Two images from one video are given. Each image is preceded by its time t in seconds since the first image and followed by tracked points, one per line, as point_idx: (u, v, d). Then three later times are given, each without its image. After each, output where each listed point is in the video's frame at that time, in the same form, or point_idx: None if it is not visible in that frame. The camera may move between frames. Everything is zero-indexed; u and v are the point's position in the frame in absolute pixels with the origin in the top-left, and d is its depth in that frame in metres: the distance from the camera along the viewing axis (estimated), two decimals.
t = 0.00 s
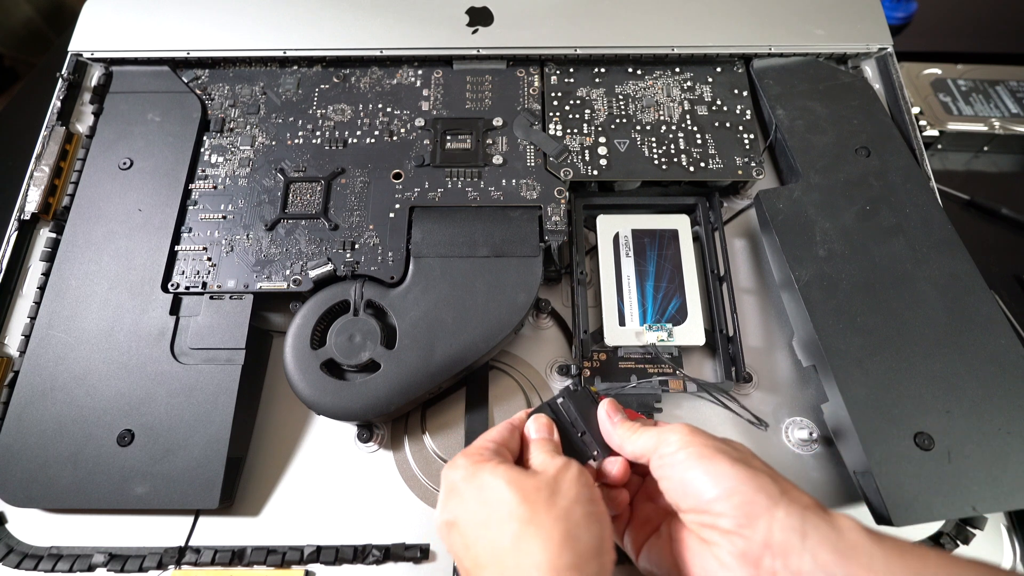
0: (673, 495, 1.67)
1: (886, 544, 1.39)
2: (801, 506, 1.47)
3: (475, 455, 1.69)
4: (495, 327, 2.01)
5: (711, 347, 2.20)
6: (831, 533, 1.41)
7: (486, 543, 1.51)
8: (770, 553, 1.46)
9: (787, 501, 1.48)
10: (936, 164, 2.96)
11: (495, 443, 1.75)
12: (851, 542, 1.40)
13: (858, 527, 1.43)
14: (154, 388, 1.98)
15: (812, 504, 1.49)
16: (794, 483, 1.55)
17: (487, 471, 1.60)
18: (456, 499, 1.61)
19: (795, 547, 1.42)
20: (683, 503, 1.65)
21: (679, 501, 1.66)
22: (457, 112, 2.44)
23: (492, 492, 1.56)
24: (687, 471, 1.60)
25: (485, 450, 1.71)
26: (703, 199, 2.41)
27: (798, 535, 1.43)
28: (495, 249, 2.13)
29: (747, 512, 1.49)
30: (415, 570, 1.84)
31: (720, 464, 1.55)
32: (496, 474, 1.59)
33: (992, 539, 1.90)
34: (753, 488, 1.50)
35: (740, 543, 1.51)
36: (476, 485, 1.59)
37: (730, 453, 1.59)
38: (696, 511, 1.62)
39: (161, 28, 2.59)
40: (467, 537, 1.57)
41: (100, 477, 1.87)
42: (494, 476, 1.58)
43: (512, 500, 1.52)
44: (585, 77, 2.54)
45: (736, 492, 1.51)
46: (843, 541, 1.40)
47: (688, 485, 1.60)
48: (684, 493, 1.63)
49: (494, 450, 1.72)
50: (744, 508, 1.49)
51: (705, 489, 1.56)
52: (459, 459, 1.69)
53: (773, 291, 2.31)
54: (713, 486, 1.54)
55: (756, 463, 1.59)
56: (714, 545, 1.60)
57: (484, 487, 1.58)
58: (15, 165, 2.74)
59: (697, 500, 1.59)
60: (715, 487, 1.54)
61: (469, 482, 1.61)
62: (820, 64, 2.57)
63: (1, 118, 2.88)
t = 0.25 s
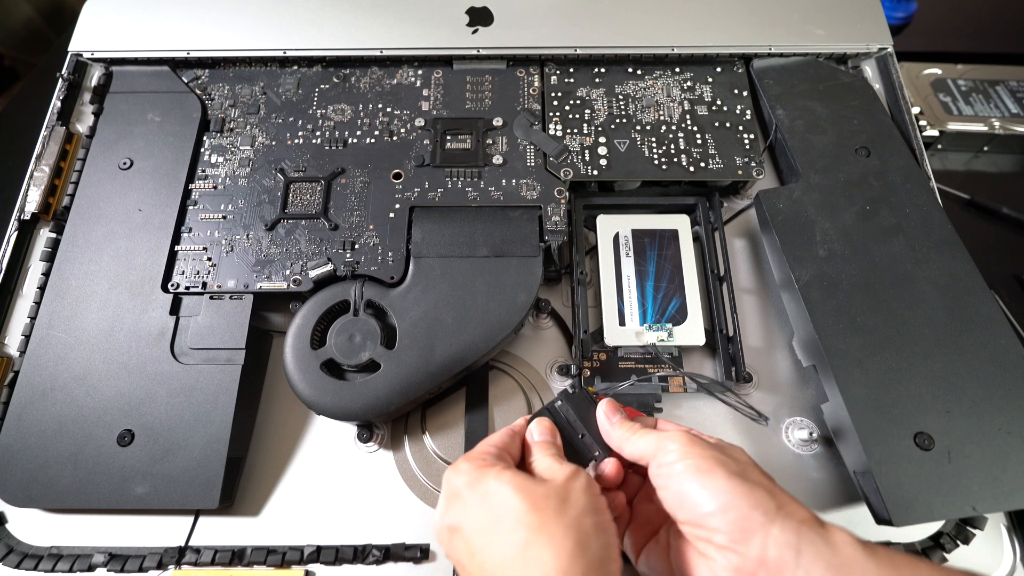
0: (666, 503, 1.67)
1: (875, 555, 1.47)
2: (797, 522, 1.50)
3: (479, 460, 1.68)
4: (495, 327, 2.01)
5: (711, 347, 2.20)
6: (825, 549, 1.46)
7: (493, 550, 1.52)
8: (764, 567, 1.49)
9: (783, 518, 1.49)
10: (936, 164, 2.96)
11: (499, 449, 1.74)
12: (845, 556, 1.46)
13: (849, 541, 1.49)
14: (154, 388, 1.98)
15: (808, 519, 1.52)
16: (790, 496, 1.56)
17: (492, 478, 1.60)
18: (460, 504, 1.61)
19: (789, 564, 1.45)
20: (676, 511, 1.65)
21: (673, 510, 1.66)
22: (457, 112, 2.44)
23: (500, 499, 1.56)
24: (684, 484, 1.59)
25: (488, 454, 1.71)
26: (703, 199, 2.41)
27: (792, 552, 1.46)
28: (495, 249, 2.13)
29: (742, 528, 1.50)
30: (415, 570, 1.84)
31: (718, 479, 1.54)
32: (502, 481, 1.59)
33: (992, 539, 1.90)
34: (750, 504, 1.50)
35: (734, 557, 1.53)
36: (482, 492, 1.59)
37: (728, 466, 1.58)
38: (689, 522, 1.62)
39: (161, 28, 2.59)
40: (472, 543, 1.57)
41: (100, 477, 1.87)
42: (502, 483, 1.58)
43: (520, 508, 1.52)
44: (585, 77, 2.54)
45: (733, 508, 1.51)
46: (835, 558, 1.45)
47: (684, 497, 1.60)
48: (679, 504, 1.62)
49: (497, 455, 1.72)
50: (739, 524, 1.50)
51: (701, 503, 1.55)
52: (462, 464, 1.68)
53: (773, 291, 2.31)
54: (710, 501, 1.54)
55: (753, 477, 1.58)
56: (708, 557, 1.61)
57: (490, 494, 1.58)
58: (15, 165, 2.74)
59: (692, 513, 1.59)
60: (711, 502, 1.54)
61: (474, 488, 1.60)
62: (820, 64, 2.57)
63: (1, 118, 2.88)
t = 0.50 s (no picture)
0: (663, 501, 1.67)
1: (871, 559, 1.48)
2: (794, 522, 1.50)
3: (490, 454, 1.67)
4: (495, 327, 2.01)
5: (711, 347, 2.20)
6: (820, 550, 1.47)
7: (507, 540, 1.47)
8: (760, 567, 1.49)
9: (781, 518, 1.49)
10: (936, 164, 2.96)
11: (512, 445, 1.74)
12: (839, 559, 1.47)
13: (844, 543, 1.51)
14: (154, 388, 1.98)
15: (803, 519, 1.52)
16: (786, 496, 1.56)
17: (506, 471, 1.59)
18: (473, 496, 1.58)
19: (786, 564, 1.46)
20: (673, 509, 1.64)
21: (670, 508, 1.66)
22: (457, 112, 2.44)
23: (515, 491, 1.54)
24: (682, 481, 1.58)
25: (499, 449, 1.70)
26: (703, 199, 2.41)
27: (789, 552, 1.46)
28: (495, 249, 2.13)
29: (739, 527, 1.49)
30: (415, 570, 1.84)
31: (716, 477, 1.54)
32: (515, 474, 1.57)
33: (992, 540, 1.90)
34: (747, 503, 1.50)
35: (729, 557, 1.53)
36: (495, 484, 1.57)
37: (726, 465, 1.58)
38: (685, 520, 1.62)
39: (161, 28, 2.59)
40: (483, 534, 1.53)
41: (100, 477, 1.87)
42: (517, 474, 1.57)
43: (538, 498, 1.50)
44: (585, 77, 2.54)
45: (730, 507, 1.51)
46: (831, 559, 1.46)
47: (681, 495, 1.59)
48: (676, 502, 1.62)
49: (511, 451, 1.71)
50: (735, 523, 1.50)
51: (699, 501, 1.55)
52: (474, 456, 1.67)
53: (773, 291, 2.31)
54: (708, 499, 1.53)
55: (751, 476, 1.58)
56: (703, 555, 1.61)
57: (504, 486, 1.56)
58: (15, 166, 2.74)
59: (688, 511, 1.59)
60: (708, 500, 1.53)
61: (488, 481, 1.59)
62: (820, 64, 2.57)
63: (1, 119, 2.88)
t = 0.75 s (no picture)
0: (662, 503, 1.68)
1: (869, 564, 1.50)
2: (793, 530, 1.50)
3: (476, 474, 1.70)
4: (495, 327, 2.01)
5: (711, 347, 2.20)
6: (818, 555, 1.48)
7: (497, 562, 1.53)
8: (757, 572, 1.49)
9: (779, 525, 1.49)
10: (937, 164, 2.96)
11: (500, 461, 1.75)
12: (837, 565, 1.48)
13: (843, 549, 1.51)
14: (154, 388, 1.98)
15: (802, 524, 1.53)
16: (786, 502, 1.57)
17: (490, 490, 1.62)
18: (463, 519, 1.62)
19: (783, 570, 1.47)
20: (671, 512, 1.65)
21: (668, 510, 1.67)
22: (457, 112, 2.44)
23: (499, 511, 1.57)
24: (681, 485, 1.59)
25: (490, 464, 1.72)
26: (703, 199, 2.41)
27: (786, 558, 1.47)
28: (495, 249, 2.13)
29: (737, 533, 1.50)
30: (415, 570, 1.84)
31: (715, 482, 1.54)
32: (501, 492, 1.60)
33: (992, 540, 1.90)
34: (747, 511, 1.50)
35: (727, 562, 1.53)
36: (482, 504, 1.60)
37: (726, 470, 1.58)
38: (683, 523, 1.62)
39: (161, 28, 2.59)
40: (477, 556, 1.58)
41: (100, 477, 1.87)
42: (500, 495, 1.59)
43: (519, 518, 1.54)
44: (585, 77, 2.54)
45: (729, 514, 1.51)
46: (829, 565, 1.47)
47: (680, 498, 1.59)
48: (674, 505, 1.62)
49: (499, 468, 1.72)
50: (733, 529, 1.50)
51: (697, 507, 1.55)
52: (463, 480, 1.70)
53: (773, 291, 2.31)
54: (706, 505, 1.54)
55: (751, 481, 1.58)
56: (701, 560, 1.61)
57: (490, 506, 1.59)
58: (15, 166, 2.74)
59: (687, 516, 1.59)
60: (706, 505, 1.54)
61: (473, 502, 1.62)
62: (820, 64, 2.57)
63: (1, 119, 2.88)
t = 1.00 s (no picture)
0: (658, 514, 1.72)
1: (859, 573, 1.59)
2: (787, 552, 1.55)
3: (476, 481, 1.71)
4: (495, 327, 2.01)
5: (711, 347, 2.20)
6: None
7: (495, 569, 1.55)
8: None
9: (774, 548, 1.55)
10: (936, 164, 2.96)
11: (501, 468, 1.77)
12: None
13: (839, 564, 1.58)
14: (154, 388, 1.98)
15: (800, 544, 1.58)
16: (782, 521, 1.61)
17: (489, 497, 1.63)
18: (463, 526, 1.64)
19: None
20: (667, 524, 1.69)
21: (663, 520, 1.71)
22: (457, 112, 2.44)
23: (497, 519, 1.59)
24: (679, 506, 1.62)
25: (491, 474, 1.74)
26: (703, 199, 2.41)
27: None
28: (495, 249, 2.13)
29: (731, 557, 1.56)
30: (415, 570, 1.84)
31: (713, 506, 1.57)
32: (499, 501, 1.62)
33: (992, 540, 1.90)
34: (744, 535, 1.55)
35: None
36: (481, 512, 1.62)
37: (725, 491, 1.59)
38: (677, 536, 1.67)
39: (161, 29, 2.59)
40: (475, 562, 1.61)
41: (100, 477, 1.87)
42: (498, 503, 1.61)
43: (515, 524, 1.56)
44: (585, 77, 2.54)
45: (725, 539, 1.56)
46: None
47: (677, 517, 1.63)
48: (670, 521, 1.66)
49: (499, 475, 1.74)
50: (729, 553, 1.56)
51: (695, 528, 1.59)
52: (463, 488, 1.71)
53: (773, 291, 2.31)
54: (704, 527, 1.58)
55: (750, 500, 1.60)
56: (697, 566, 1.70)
57: (488, 514, 1.61)
58: (15, 166, 2.74)
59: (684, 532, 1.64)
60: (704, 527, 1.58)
61: (473, 510, 1.64)
62: (820, 64, 2.57)
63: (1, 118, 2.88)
